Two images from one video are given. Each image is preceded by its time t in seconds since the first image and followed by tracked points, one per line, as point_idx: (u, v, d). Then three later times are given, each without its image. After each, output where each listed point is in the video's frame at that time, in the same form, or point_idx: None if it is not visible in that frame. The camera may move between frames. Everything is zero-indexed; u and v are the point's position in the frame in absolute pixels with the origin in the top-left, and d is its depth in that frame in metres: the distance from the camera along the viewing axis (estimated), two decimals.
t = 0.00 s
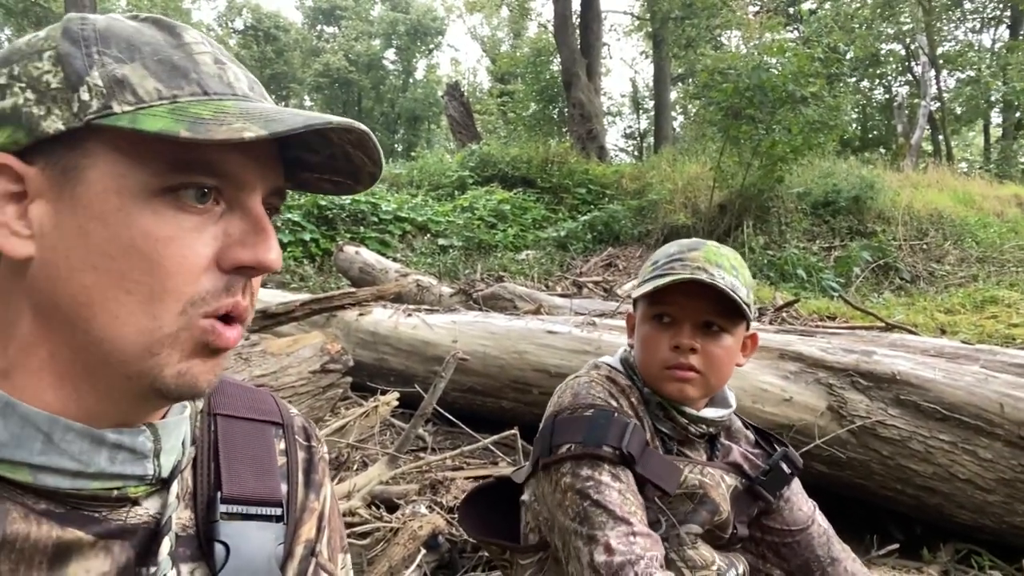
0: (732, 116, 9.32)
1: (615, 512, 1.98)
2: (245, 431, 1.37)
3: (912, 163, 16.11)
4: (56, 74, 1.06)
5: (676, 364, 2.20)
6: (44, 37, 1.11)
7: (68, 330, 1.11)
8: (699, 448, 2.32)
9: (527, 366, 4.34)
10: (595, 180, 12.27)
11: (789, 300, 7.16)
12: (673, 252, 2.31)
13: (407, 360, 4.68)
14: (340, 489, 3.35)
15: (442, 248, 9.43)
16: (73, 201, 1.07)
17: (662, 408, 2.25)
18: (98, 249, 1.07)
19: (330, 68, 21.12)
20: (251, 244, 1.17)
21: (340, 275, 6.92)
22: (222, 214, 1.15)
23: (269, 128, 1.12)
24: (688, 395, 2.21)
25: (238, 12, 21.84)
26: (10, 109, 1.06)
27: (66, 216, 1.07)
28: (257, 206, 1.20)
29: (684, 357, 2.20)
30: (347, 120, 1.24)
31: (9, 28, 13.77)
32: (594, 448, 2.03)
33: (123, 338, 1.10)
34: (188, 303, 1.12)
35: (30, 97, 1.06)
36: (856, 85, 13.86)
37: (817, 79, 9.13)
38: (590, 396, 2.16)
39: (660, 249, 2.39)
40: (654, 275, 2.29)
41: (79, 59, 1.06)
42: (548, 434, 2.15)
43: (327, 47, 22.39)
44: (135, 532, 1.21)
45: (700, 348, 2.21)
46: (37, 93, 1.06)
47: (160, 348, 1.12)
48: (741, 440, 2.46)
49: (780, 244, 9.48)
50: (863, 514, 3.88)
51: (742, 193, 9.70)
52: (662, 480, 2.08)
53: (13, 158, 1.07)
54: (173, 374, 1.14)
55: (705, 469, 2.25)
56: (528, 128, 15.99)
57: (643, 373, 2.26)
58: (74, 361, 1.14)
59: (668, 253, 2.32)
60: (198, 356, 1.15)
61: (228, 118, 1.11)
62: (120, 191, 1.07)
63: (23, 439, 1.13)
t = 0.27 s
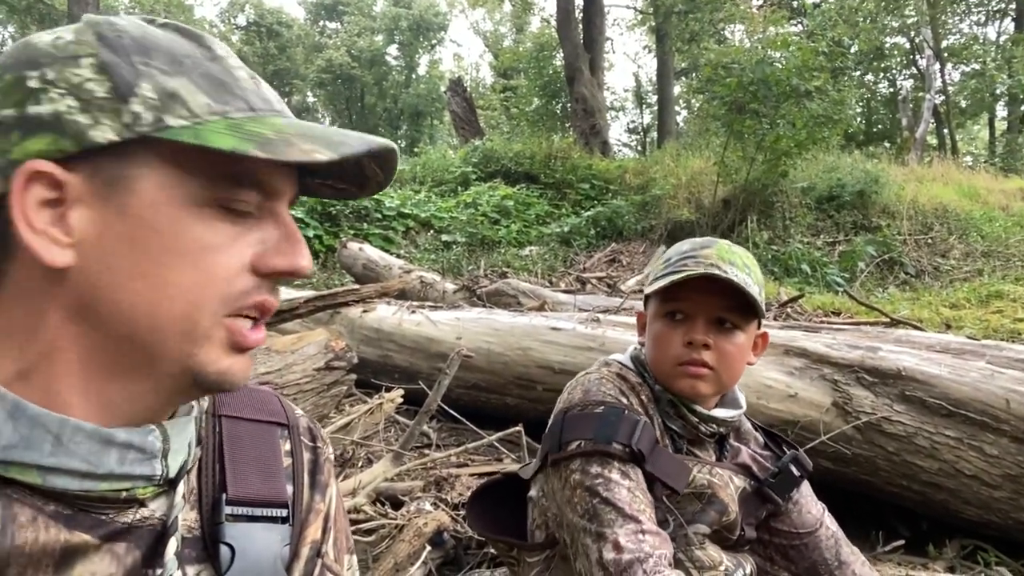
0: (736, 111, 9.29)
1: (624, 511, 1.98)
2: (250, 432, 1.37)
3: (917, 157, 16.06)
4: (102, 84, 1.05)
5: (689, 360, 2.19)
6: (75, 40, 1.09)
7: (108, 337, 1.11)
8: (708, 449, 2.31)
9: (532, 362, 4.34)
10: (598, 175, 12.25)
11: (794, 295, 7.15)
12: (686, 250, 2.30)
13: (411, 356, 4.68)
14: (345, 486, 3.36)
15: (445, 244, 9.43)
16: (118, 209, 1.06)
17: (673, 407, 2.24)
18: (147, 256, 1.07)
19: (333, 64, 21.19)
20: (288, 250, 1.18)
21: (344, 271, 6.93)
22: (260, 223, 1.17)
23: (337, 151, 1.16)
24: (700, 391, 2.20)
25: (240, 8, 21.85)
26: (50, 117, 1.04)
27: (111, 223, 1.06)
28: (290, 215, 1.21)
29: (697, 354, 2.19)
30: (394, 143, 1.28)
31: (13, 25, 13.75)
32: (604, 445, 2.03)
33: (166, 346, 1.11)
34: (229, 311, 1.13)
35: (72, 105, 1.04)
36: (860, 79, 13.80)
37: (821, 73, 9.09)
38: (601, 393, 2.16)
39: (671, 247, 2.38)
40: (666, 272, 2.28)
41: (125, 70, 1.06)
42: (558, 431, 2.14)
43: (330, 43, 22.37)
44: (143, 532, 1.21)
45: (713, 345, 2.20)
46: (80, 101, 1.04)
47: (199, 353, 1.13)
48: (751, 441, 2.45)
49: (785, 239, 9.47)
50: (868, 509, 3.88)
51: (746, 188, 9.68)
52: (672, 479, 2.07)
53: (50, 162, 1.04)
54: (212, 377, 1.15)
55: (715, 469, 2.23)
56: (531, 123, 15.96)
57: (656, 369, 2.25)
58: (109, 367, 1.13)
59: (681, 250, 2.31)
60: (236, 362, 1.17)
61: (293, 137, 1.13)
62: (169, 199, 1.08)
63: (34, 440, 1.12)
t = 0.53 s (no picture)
0: (739, 106, 9.27)
1: (629, 504, 1.97)
2: (248, 424, 1.37)
3: (921, 152, 16.00)
4: (183, 99, 1.11)
5: (697, 353, 2.19)
6: (142, 46, 1.12)
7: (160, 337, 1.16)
8: (714, 443, 2.31)
9: (535, 357, 4.34)
10: (601, 171, 12.24)
11: (798, 290, 7.13)
12: (695, 242, 2.29)
13: (415, 352, 4.68)
14: (349, 481, 3.36)
15: (449, 241, 9.43)
16: (187, 221, 1.13)
17: (681, 400, 2.24)
18: (210, 268, 1.15)
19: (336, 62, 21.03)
20: (312, 261, 1.30)
21: (347, 268, 6.94)
22: (299, 236, 1.27)
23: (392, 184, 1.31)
24: (707, 383, 2.20)
25: (243, 6, 21.84)
26: (129, 125, 1.07)
27: (179, 233, 1.13)
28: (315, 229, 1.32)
29: (706, 346, 2.19)
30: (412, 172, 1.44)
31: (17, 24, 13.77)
32: (610, 439, 2.03)
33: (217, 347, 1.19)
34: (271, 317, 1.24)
35: (153, 116, 1.08)
36: (864, 73, 13.75)
37: (825, 67, 9.07)
38: (607, 386, 2.16)
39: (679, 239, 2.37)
40: (676, 263, 2.27)
41: (203, 87, 1.12)
42: (564, 424, 2.14)
43: (332, 40, 22.36)
44: (141, 521, 1.21)
45: (722, 338, 2.20)
46: (160, 113, 1.09)
47: (240, 356, 1.22)
48: (755, 436, 2.45)
49: (788, 234, 9.44)
50: (872, 503, 3.87)
51: (749, 183, 9.66)
52: (677, 472, 2.06)
53: (129, 170, 1.08)
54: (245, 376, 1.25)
55: (721, 463, 2.23)
56: (533, 120, 15.93)
57: (664, 361, 2.24)
58: (155, 365, 1.19)
59: (690, 243, 2.30)
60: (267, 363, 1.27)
61: (352, 168, 1.28)
62: (232, 216, 1.17)
63: (48, 428, 1.13)
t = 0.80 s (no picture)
0: (741, 104, 9.25)
1: (631, 501, 1.97)
2: (248, 418, 1.37)
3: (924, 150, 15.98)
4: (174, 88, 1.10)
5: (700, 348, 2.18)
6: (135, 37, 1.12)
7: (151, 328, 1.16)
8: (717, 439, 2.30)
9: (536, 356, 4.33)
10: (603, 170, 12.23)
11: (800, 288, 7.12)
12: (698, 237, 2.29)
13: (416, 351, 4.68)
14: (350, 480, 3.36)
15: (450, 240, 9.42)
16: (178, 207, 1.13)
17: (683, 396, 2.23)
18: (201, 255, 1.14)
19: (337, 62, 21.07)
20: (308, 255, 1.29)
21: (349, 268, 6.94)
22: (293, 230, 1.26)
23: (386, 178, 1.31)
24: (711, 380, 2.19)
25: (245, 7, 21.85)
26: (120, 113, 1.07)
27: (170, 219, 1.12)
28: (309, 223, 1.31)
29: (710, 342, 2.18)
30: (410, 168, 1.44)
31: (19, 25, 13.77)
32: (612, 436, 2.02)
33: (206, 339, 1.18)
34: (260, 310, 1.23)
35: (143, 105, 1.08)
36: (867, 72, 13.72)
37: (827, 66, 9.05)
38: (609, 382, 2.15)
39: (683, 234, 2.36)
40: (679, 258, 2.26)
41: (195, 76, 1.12)
42: (566, 420, 2.14)
43: (334, 40, 22.36)
44: (141, 515, 1.21)
45: (725, 333, 2.20)
46: (152, 102, 1.09)
47: (232, 346, 1.21)
48: (760, 432, 2.44)
49: (791, 232, 9.43)
50: (875, 501, 3.86)
51: (751, 182, 9.65)
52: (680, 470, 2.05)
53: (118, 156, 1.08)
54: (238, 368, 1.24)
55: (723, 460, 2.22)
56: (535, 119, 15.91)
57: (667, 357, 2.23)
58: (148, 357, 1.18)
59: (694, 238, 2.30)
60: (258, 356, 1.26)
61: (347, 160, 1.27)
62: (223, 203, 1.16)
63: (46, 422, 1.13)
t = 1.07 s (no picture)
0: (746, 107, 9.24)
1: (630, 506, 1.97)
2: (246, 415, 1.37)
3: (929, 153, 15.95)
4: (170, 81, 1.10)
5: (700, 351, 2.18)
6: (132, 31, 1.12)
7: (147, 323, 1.16)
8: (719, 442, 2.30)
9: (539, 357, 4.33)
10: (607, 171, 12.23)
11: (805, 291, 7.11)
12: (699, 240, 2.29)
13: (420, 351, 4.68)
14: (352, 480, 3.36)
15: (454, 241, 9.42)
16: (174, 202, 1.13)
17: (684, 399, 2.23)
18: (196, 250, 1.14)
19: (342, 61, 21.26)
20: (306, 253, 1.28)
21: (353, 267, 6.94)
22: (291, 225, 1.26)
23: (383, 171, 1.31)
24: (711, 383, 2.19)
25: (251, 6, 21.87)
26: (115, 107, 1.07)
27: (165, 214, 1.12)
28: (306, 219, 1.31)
29: (709, 345, 2.18)
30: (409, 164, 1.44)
31: (26, 24, 13.78)
32: (612, 440, 2.02)
33: (202, 334, 1.17)
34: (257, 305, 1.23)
35: (139, 98, 1.08)
36: (872, 74, 13.71)
37: (832, 68, 9.04)
38: (609, 386, 2.15)
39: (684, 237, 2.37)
40: (679, 261, 2.26)
41: (192, 69, 1.12)
42: (565, 423, 2.14)
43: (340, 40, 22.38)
44: (138, 514, 1.21)
45: (725, 336, 2.19)
46: (147, 95, 1.08)
47: (227, 343, 1.20)
48: (762, 436, 2.43)
49: (795, 235, 9.42)
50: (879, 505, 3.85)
51: (755, 184, 9.65)
52: (680, 475, 2.05)
53: (114, 149, 1.08)
54: (233, 366, 1.23)
55: (726, 464, 2.21)
56: (540, 119, 15.90)
57: (667, 360, 2.23)
58: (144, 353, 1.18)
59: (694, 241, 2.30)
60: (254, 353, 1.26)
61: (345, 157, 1.27)
62: (220, 199, 1.16)
63: (44, 420, 1.13)
